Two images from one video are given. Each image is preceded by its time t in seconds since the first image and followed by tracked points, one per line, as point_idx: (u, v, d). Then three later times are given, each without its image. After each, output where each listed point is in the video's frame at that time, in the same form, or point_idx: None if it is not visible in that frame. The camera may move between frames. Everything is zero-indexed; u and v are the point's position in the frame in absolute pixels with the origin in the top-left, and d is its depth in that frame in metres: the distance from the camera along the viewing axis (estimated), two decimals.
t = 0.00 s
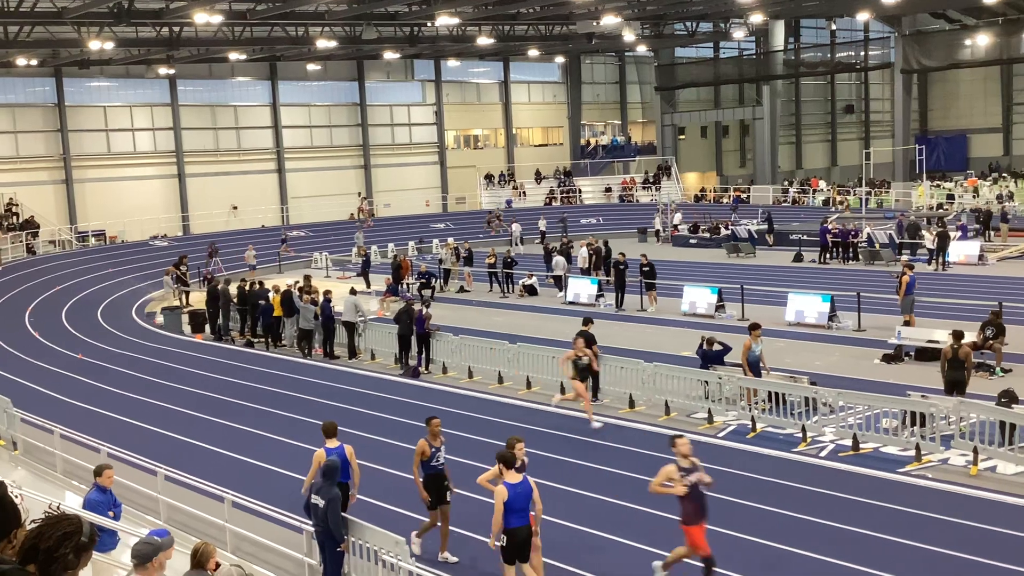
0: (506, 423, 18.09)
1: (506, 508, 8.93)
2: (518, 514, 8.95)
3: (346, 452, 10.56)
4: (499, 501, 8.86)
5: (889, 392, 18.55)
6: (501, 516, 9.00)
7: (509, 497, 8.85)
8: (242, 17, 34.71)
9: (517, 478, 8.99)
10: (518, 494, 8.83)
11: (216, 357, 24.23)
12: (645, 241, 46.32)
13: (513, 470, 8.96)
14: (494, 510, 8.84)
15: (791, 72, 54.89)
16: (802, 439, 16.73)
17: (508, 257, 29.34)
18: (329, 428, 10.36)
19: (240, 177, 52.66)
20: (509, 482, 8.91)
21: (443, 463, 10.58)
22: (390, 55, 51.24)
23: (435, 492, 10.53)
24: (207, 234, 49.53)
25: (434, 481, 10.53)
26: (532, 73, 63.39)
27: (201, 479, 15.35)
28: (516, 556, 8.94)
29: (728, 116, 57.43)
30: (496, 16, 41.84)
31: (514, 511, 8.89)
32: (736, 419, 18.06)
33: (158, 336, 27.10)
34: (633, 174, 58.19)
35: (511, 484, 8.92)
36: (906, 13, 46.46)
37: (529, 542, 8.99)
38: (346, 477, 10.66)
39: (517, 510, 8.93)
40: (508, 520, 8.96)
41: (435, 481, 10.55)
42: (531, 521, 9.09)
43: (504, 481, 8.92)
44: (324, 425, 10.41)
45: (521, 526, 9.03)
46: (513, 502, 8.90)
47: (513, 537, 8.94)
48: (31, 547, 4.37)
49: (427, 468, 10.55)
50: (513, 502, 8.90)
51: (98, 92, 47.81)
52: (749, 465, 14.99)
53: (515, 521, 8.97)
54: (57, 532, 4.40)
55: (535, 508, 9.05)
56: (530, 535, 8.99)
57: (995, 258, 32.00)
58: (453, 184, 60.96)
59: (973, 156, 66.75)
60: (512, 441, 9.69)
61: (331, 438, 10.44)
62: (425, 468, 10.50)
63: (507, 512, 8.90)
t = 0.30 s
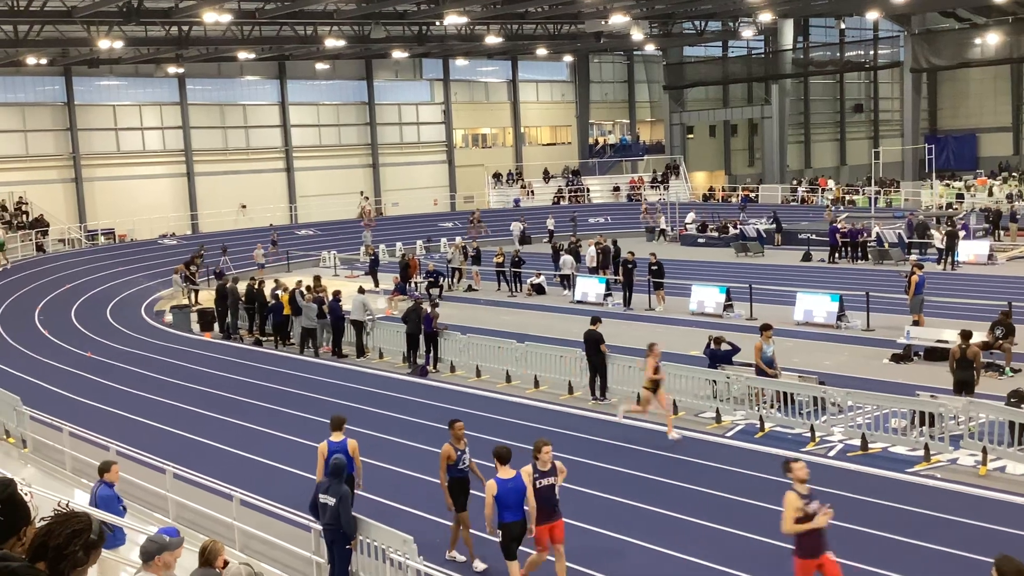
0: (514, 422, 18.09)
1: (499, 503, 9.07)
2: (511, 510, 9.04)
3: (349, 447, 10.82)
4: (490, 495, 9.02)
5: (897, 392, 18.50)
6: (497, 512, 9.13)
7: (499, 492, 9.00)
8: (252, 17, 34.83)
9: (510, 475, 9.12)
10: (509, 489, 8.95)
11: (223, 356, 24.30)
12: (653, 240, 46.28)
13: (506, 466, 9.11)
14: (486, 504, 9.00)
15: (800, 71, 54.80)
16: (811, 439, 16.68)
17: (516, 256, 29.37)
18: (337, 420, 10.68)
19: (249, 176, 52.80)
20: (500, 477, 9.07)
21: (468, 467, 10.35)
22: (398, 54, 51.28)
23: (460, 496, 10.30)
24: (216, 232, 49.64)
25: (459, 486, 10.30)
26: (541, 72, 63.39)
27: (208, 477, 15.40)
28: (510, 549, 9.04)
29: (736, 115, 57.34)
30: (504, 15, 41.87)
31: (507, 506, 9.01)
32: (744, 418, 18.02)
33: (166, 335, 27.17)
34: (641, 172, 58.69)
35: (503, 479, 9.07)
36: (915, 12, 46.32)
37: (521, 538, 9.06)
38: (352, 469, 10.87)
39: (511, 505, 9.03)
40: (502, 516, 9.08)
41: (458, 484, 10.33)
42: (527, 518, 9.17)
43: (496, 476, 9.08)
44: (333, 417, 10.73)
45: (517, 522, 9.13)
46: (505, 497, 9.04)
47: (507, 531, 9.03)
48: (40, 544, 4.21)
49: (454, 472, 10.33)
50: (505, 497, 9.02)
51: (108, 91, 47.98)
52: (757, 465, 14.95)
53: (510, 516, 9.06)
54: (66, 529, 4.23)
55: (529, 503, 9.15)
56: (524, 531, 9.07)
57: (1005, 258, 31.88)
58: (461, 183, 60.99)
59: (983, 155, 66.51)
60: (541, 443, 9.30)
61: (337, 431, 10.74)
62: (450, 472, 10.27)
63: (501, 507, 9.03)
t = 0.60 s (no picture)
0: (521, 420, 18.10)
1: (491, 497, 9.08)
2: (502, 505, 9.05)
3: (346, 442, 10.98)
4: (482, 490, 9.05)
5: (905, 391, 18.45)
6: (490, 507, 9.15)
7: (490, 486, 9.07)
8: (260, 15, 34.92)
9: (504, 471, 9.19)
10: (499, 484, 9.01)
11: (231, 354, 24.36)
12: (660, 239, 46.24)
13: (501, 461, 9.22)
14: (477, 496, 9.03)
15: (808, 70, 54.75)
16: (818, 438, 16.64)
17: (524, 254, 29.37)
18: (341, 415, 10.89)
19: (257, 174, 52.95)
20: (494, 472, 9.17)
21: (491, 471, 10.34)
22: (406, 53, 51.37)
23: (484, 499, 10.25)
24: (224, 231, 49.74)
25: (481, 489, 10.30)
26: (548, 70, 63.39)
27: (215, 475, 15.45)
28: (502, 545, 9.05)
29: (744, 114, 57.28)
30: (511, 14, 41.83)
31: (498, 500, 9.02)
32: (751, 417, 17.97)
33: (174, 333, 27.26)
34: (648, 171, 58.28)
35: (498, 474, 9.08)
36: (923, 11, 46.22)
37: (512, 533, 9.09)
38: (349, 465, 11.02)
39: (501, 500, 9.05)
40: (495, 511, 9.08)
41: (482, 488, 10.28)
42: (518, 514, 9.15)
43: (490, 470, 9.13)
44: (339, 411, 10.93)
45: (508, 518, 9.11)
46: (496, 492, 9.05)
47: (499, 528, 9.02)
48: (48, 542, 4.20)
49: (477, 474, 10.32)
50: (497, 492, 9.04)
51: (116, 89, 48.10)
52: (765, 463, 14.93)
53: (501, 512, 9.06)
54: (75, 527, 4.21)
55: (521, 500, 9.15)
56: (515, 526, 9.07)
57: (1013, 257, 31.81)
58: (468, 182, 61.00)
59: (991, 154, 66.33)
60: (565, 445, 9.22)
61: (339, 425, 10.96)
62: (474, 475, 10.27)
63: (493, 502, 9.03)
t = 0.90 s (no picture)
0: (527, 419, 18.08)
1: (486, 487, 9.28)
2: (496, 495, 9.25)
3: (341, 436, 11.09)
4: (480, 479, 9.23)
5: (911, 391, 18.40)
6: (483, 496, 9.35)
7: (487, 476, 9.18)
8: (266, 14, 34.98)
9: (501, 461, 9.30)
10: (498, 475, 9.14)
11: (237, 352, 24.38)
12: (665, 238, 46.22)
13: (497, 453, 9.26)
14: (474, 485, 9.24)
15: (814, 69, 54.62)
16: (824, 438, 16.59)
17: (530, 253, 29.37)
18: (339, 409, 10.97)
19: (263, 173, 53.02)
20: (491, 462, 9.24)
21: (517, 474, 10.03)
22: (412, 52, 51.48)
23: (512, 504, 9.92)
24: (230, 229, 49.82)
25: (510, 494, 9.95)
26: (554, 69, 63.40)
27: (221, 473, 15.46)
28: (491, 535, 9.29)
29: (750, 113, 57.24)
30: (518, 13, 41.81)
31: (492, 491, 9.21)
32: (757, 416, 17.93)
33: (181, 331, 27.29)
34: (654, 170, 58.17)
35: (494, 465, 9.24)
36: (931, 9, 46.10)
37: (505, 523, 9.29)
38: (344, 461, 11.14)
39: (496, 490, 9.25)
40: (489, 501, 9.30)
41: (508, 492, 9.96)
42: (512, 504, 9.37)
43: (488, 460, 9.28)
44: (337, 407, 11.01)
45: (503, 507, 9.31)
46: (493, 482, 9.23)
47: (492, 518, 9.27)
48: (55, 538, 4.09)
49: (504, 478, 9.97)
50: (493, 482, 9.22)
51: (123, 87, 48.17)
52: (772, 463, 14.88)
53: (494, 501, 9.27)
54: (82, 523, 4.12)
55: (515, 490, 9.33)
56: (509, 517, 9.28)
57: (1020, 257, 31.75)
58: (474, 180, 60.99)
59: (998, 153, 66.18)
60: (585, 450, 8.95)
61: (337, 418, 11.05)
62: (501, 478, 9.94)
63: (487, 492, 9.24)
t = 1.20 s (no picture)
0: (530, 417, 18.07)
1: (480, 483, 9.39)
2: (489, 490, 9.38)
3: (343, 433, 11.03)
4: (472, 476, 9.33)
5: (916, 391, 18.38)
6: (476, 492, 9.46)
7: (478, 472, 9.30)
8: (270, 12, 34.99)
9: (491, 457, 9.45)
10: (490, 470, 9.26)
11: (241, 350, 24.40)
12: (669, 236, 46.20)
13: (486, 448, 9.41)
14: (466, 482, 9.34)
15: (819, 67, 54.56)
16: (828, 436, 16.56)
17: (533, 251, 29.38)
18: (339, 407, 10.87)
19: (267, 171, 53.04)
20: (481, 458, 9.39)
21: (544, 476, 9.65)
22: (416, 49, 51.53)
23: (536, 505, 9.66)
24: (234, 227, 49.84)
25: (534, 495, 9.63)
26: (558, 67, 63.38)
27: (226, 471, 15.47)
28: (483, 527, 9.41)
29: (755, 111, 57.21)
30: (522, 11, 41.79)
31: (485, 486, 9.33)
32: (761, 415, 17.90)
33: (185, 329, 27.30)
34: (659, 168, 58.06)
35: (484, 461, 9.39)
36: (936, 8, 46.05)
37: (498, 515, 9.40)
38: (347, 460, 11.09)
39: (489, 485, 9.37)
40: (480, 496, 9.43)
41: (533, 494, 9.67)
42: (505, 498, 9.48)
43: (478, 457, 9.39)
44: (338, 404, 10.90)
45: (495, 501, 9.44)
46: (485, 477, 9.35)
47: (483, 512, 9.38)
48: (60, 535, 4.08)
49: (528, 480, 9.60)
50: (485, 477, 9.34)
51: (127, 85, 48.22)
52: (776, 462, 14.87)
53: (486, 496, 9.40)
54: (87, 521, 4.12)
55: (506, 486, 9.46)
56: (501, 510, 9.40)
57: None
58: (478, 178, 60.96)
59: (1003, 152, 66.08)
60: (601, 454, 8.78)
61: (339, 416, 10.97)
62: (526, 479, 9.57)
63: (480, 488, 9.35)
